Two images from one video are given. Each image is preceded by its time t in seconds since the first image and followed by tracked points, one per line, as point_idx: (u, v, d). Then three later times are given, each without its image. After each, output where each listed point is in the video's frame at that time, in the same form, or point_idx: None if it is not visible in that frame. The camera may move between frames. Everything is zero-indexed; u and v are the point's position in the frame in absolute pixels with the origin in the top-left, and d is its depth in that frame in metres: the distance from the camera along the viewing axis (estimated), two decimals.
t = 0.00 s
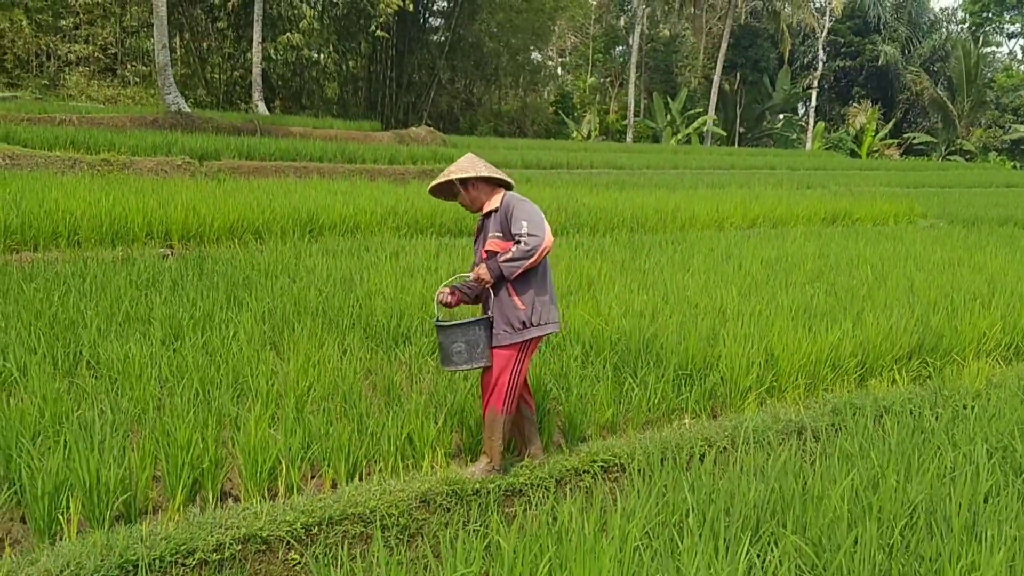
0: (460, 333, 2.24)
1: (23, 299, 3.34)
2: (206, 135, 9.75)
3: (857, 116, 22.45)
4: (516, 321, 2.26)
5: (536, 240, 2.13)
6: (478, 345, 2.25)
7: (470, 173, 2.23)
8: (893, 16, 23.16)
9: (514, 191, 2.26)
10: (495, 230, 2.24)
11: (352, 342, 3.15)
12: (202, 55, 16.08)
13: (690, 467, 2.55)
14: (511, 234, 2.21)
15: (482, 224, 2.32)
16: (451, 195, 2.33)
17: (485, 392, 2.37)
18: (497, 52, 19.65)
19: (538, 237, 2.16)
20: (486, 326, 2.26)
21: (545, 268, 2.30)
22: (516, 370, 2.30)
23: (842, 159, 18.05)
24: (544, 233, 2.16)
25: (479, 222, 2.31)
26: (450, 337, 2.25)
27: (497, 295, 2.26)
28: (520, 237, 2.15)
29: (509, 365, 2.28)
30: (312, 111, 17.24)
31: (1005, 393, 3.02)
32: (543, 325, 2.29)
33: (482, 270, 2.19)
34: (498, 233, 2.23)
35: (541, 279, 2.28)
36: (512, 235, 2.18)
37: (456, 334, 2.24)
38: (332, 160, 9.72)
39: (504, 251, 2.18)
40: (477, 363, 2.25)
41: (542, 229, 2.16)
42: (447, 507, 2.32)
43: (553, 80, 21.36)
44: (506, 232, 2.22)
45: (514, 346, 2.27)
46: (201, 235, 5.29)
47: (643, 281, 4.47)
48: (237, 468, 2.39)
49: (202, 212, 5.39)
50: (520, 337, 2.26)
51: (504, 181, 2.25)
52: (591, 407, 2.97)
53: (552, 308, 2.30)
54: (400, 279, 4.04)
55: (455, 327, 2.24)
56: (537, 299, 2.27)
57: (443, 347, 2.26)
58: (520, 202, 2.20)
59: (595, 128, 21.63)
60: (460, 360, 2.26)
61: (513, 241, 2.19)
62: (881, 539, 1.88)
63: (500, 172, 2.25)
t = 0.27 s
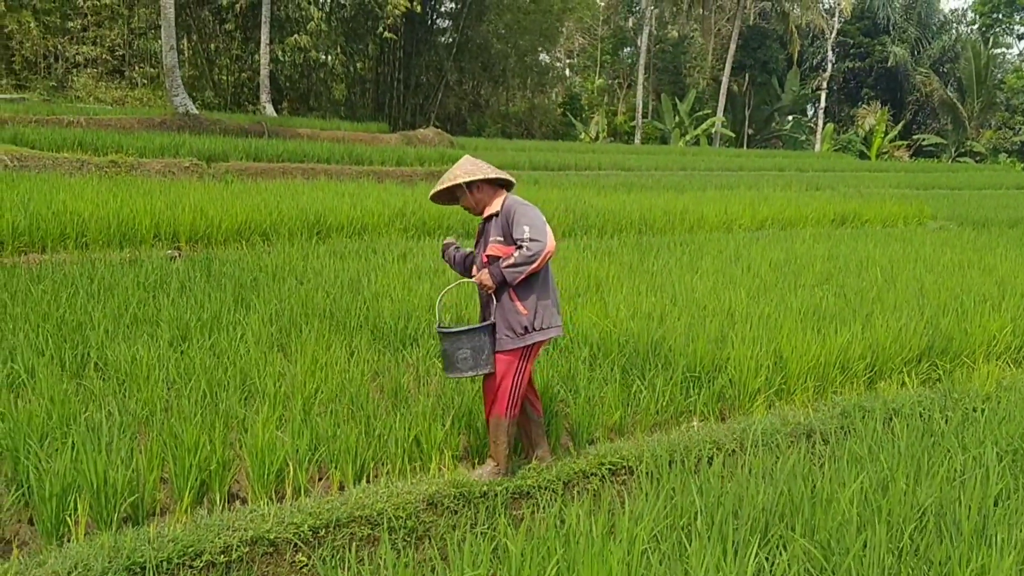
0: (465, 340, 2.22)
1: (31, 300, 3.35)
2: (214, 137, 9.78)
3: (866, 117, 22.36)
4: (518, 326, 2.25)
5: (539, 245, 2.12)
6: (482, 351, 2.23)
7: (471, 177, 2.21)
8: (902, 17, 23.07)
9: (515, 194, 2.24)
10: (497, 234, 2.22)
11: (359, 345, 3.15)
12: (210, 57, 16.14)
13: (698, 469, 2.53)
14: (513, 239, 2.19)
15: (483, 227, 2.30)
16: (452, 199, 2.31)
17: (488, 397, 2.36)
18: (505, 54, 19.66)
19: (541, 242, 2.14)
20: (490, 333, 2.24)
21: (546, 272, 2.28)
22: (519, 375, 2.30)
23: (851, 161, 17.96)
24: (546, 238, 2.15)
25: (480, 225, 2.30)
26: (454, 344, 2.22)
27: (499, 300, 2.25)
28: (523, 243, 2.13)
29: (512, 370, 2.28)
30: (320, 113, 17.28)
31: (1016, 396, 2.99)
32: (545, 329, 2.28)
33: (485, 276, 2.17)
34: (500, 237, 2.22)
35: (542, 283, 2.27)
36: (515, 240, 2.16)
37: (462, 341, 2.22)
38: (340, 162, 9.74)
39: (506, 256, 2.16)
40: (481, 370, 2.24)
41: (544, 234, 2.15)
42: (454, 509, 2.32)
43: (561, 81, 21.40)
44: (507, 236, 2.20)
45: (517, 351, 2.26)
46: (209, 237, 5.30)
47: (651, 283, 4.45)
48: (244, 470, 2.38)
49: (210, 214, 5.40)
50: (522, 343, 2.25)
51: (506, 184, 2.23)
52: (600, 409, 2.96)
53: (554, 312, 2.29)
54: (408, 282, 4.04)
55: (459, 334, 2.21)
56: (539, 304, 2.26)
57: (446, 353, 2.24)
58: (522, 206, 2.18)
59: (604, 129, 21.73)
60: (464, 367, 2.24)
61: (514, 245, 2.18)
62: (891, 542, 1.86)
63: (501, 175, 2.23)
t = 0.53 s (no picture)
0: (470, 344, 2.18)
1: (38, 302, 3.36)
2: (220, 138, 9.80)
3: (874, 118, 22.27)
4: (519, 329, 2.24)
5: (542, 248, 2.11)
6: (487, 356, 2.20)
7: (471, 180, 2.20)
8: (910, 17, 22.99)
9: (515, 197, 2.24)
10: (498, 237, 2.21)
11: (366, 346, 3.15)
12: (217, 58, 16.18)
13: (705, 471, 2.52)
14: (515, 242, 2.19)
15: (482, 230, 2.29)
16: (451, 201, 2.29)
17: (491, 402, 2.33)
18: (512, 55, 19.66)
19: (543, 244, 2.13)
20: (494, 338, 2.22)
21: (547, 275, 2.28)
22: (522, 379, 2.28)
23: (859, 162, 17.88)
24: (549, 241, 2.14)
25: (480, 228, 2.29)
26: (459, 349, 2.19)
27: (501, 303, 2.23)
28: (525, 245, 2.12)
29: (515, 373, 2.26)
30: (327, 114, 17.31)
31: None
32: (547, 333, 2.27)
33: (488, 279, 2.15)
34: (501, 240, 2.21)
35: (543, 286, 2.26)
36: (516, 242, 2.16)
37: (467, 345, 2.18)
38: (346, 163, 9.75)
39: (509, 259, 2.15)
40: (486, 374, 2.20)
41: (547, 237, 2.14)
42: (460, 512, 2.31)
43: (568, 82, 21.38)
44: (508, 239, 2.20)
45: (519, 355, 2.25)
46: (216, 238, 5.32)
47: (657, 284, 4.44)
48: (251, 471, 2.38)
49: (216, 216, 5.41)
50: (524, 346, 2.24)
51: (507, 186, 2.22)
52: (606, 411, 2.95)
53: (555, 315, 2.28)
54: (415, 283, 4.04)
55: (464, 339, 2.18)
56: (541, 308, 2.25)
57: (450, 358, 2.20)
58: (523, 209, 2.18)
59: (611, 131, 21.70)
60: (469, 372, 2.20)
61: (516, 248, 2.17)
62: (899, 545, 1.85)
63: (501, 177, 2.22)
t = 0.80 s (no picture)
0: (473, 351, 2.18)
1: (43, 303, 3.36)
2: (224, 139, 9.81)
3: (880, 119, 22.19)
4: (522, 333, 2.23)
5: (541, 251, 2.10)
6: (491, 362, 2.20)
7: (466, 183, 2.18)
8: (917, 17, 22.92)
9: (512, 198, 2.23)
10: (496, 239, 2.20)
11: (370, 347, 3.14)
12: (221, 59, 16.21)
13: (710, 473, 2.51)
14: (514, 244, 2.17)
15: (480, 232, 2.28)
16: (446, 204, 2.27)
17: (496, 406, 2.34)
18: (517, 55, 19.65)
19: (542, 247, 2.13)
20: (497, 343, 2.22)
21: (547, 276, 2.27)
22: (526, 382, 2.28)
23: (865, 163, 17.80)
24: (548, 243, 2.13)
25: (477, 230, 2.27)
26: (462, 356, 2.19)
27: (502, 307, 2.23)
28: (524, 248, 2.11)
29: (519, 377, 2.27)
30: (331, 115, 17.31)
31: None
32: (549, 334, 2.27)
33: (488, 284, 2.14)
34: (499, 243, 2.19)
35: (544, 287, 2.25)
36: (515, 245, 2.15)
37: (470, 352, 2.18)
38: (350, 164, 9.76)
39: (508, 263, 2.14)
40: (491, 380, 2.21)
41: (546, 239, 2.14)
42: (464, 513, 2.30)
43: (573, 83, 21.37)
44: (507, 241, 2.18)
45: (522, 358, 2.25)
46: (220, 240, 5.32)
47: (662, 286, 4.42)
48: (254, 473, 2.38)
49: (220, 217, 5.42)
50: (527, 349, 2.23)
51: (501, 187, 2.20)
52: (611, 412, 2.94)
53: (557, 316, 2.28)
54: (419, 284, 4.03)
55: (468, 345, 2.18)
56: (543, 309, 2.24)
57: (454, 365, 2.20)
58: (520, 210, 2.16)
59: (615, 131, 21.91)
60: (474, 378, 2.21)
61: (515, 251, 2.16)
62: (904, 547, 1.83)
63: (496, 177, 2.20)
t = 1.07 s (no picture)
0: (479, 355, 2.16)
1: (46, 304, 3.36)
2: (227, 139, 9.81)
3: (884, 119, 22.14)
4: (525, 334, 2.23)
5: (542, 251, 2.10)
6: (496, 365, 2.18)
7: (462, 185, 2.17)
8: (921, 17, 22.86)
9: (508, 198, 2.22)
10: (495, 242, 2.19)
11: (373, 348, 3.14)
12: (225, 59, 16.24)
13: (713, 474, 2.50)
14: (514, 245, 2.16)
15: (477, 234, 2.26)
16: (441, 209, 2.25)
17: (500, 408, 2.32)
18: (520, 55, 19.65)
19: (542, 247, 2.12)
20: (501, 345, 2.20)
21: (547, 276, 2.27)
22: (530, 382, 2.28)
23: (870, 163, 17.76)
24: (548, 243, 2.13)
25: (474, 233, 2.26)
26: (468, 360, 2.16)
27: (504, 309, 2.21)
28: (525, 250, 2.10)
29: (524, 378, 2.26)
30: (335, 115, 17.33)
31: None
32: (551, 334, 2.26)
33: (489, 287, 2.13)
34: (498, 245, 2.18)
35: (545, 287, 2.25)
36: (515, 246, 2.14)
37: (476, 357, 2.16)
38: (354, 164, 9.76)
39: (510, 265, 2.13)
40: (497, 383, 2.19)
41: (546, 240, 2.13)
42: (467, 514, 2.30)
43: (576, 83, 21.35)
44: (506, 243, 2.18)
45: (526, 359, 2.24)
46: (223, 240, 5.32)
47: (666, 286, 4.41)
48: (257, 473, 2.37)
49: (224, 217, 5.42)
50: (531, 350, 2.23)
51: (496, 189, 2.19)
52: (614, 413, 2.93)
53: (558, 315, 2.28)
54: (422, 285, 4.02)
55: (473, 350, 2.16)
56: (544, 310, 2.24)
57: (460, 371, 2.18)
58: (518, 211, 2.16)
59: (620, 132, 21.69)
60: (480, 383, 2.18)
61: (515, 253, 2.15)
62: (910, 548, 1.82)
63: (491, 179, 2.19)
